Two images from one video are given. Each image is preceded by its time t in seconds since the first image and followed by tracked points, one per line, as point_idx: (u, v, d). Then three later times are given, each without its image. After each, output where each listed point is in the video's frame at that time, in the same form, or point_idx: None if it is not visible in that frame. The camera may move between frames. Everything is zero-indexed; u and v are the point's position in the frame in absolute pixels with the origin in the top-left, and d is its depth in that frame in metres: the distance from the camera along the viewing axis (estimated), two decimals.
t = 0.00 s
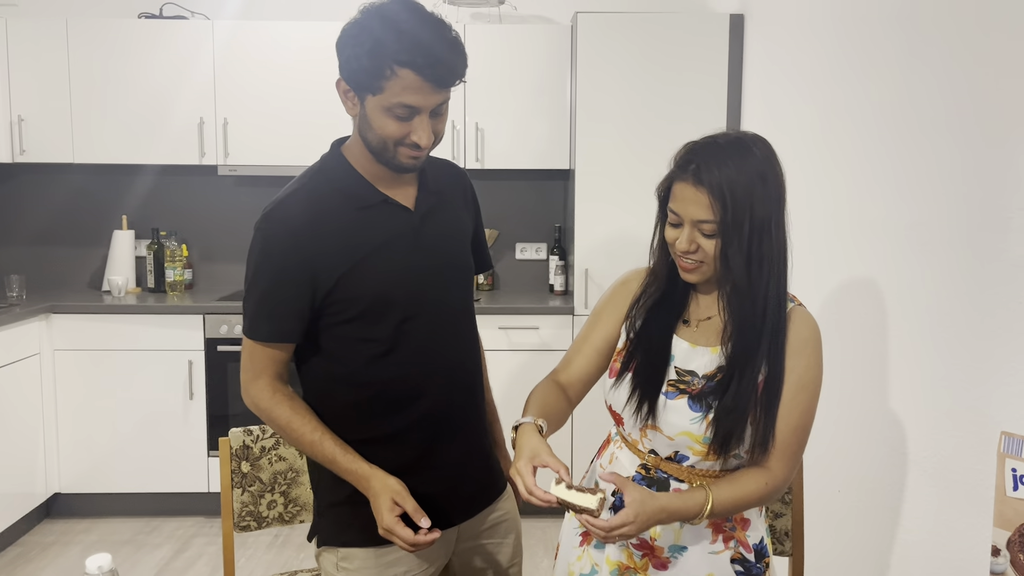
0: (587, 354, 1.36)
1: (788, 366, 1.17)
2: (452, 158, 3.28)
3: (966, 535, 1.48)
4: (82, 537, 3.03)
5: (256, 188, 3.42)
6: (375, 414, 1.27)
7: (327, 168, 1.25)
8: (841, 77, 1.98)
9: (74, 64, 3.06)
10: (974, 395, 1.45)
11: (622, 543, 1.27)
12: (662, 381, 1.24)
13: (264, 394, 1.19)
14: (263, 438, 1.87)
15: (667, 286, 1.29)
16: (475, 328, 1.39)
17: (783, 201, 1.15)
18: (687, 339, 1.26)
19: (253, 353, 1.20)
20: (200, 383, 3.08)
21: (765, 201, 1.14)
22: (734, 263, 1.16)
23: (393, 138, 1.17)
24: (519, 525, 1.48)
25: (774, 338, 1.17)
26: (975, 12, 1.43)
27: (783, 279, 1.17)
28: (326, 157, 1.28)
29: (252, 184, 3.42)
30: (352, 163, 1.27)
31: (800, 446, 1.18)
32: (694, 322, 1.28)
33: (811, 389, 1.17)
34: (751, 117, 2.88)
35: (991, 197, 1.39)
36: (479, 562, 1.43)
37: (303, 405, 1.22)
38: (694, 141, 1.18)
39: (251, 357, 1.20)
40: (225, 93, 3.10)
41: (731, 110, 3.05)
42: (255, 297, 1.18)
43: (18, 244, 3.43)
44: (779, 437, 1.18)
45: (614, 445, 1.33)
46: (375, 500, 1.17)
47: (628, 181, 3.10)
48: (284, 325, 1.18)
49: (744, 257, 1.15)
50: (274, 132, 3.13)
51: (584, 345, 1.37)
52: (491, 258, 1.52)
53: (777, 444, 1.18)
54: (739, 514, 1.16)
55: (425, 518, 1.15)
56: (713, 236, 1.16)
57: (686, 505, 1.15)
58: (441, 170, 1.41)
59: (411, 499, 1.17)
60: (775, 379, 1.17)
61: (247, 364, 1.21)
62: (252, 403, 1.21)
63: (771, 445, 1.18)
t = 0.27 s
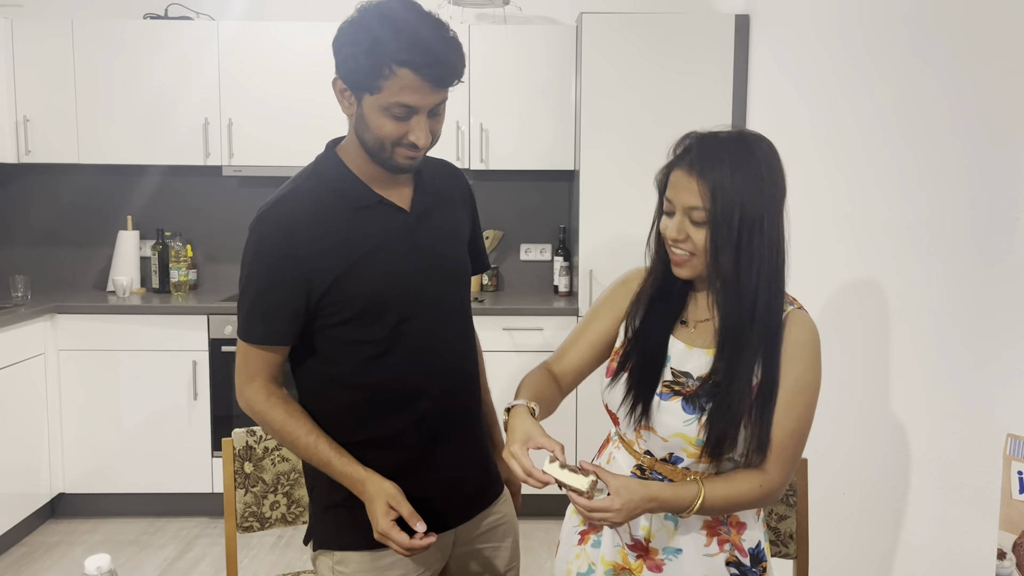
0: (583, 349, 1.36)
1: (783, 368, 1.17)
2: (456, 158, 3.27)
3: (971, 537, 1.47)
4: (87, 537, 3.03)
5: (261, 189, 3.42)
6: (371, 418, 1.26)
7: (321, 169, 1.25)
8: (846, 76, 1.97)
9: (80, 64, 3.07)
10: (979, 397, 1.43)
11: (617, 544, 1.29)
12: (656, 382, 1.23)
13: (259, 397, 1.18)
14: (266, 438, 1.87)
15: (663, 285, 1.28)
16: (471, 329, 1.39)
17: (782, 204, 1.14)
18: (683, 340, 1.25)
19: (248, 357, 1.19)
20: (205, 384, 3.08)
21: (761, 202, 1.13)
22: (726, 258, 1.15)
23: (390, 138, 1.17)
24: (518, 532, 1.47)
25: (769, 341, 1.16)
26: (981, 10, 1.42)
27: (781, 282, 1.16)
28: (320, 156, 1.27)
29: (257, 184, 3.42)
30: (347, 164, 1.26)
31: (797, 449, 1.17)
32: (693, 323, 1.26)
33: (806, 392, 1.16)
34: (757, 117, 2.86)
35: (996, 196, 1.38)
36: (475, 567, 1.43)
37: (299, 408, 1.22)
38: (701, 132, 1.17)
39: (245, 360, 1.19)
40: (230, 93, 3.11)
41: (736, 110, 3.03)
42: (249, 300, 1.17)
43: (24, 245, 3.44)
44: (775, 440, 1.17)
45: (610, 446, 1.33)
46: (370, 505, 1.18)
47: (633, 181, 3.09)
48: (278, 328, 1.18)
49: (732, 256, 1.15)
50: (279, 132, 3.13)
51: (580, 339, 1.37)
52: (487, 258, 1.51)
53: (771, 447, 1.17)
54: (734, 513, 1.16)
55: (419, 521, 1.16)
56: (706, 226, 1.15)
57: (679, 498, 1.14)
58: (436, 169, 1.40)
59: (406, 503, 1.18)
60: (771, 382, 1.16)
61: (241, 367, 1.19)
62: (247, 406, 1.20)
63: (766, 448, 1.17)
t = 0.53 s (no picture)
0: (576, 348, 1.36)
1: (777, 366, 1.17)
2: (458, 158, 3.27)
3: (973, 538, 1.46)
4: (90, 536, 3.04)
5: (264, 188, 3.42)
6: (365, 420, 1.26)
7: (311, 171, 1.25)
8: (848, 77, 1.96)
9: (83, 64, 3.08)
10: (981, 397, 1.42)
11: (615, 545, 1.29)
12: (648, 383, 1.22)
13: (252, 402, 1.19)
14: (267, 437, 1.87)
15: (660, 281, 1.28)
16: (465, 329, 1.38)
17: (787, 205, 1.18)
18: (675, 337, 1.24)
19: (240, 362, 1.19)
20: (207, 383, 3.09)
21: (769, 201, 1.17)
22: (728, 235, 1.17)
23: (388, 136, 1.16)
24: (517, 532, 1.47)
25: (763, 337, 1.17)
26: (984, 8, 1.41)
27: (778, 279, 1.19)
28: (311, 158, 1.27)
29: (260, 183, 3.42)
30: (336, 165, 1.26)
31: (795, 445, 1.18)
32: (684, 318, 1.26)
33: (803, 389, 1.16)
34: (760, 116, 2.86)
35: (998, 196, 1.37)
36: (473, 570, 1.43)
37: (292, 412, 1.22)
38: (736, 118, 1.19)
39: (237, 365, 1.20)
40: (233, 93, 3.11)
41: (739, 110, 3.03)
42: (240, 304, 1.17)
43: (28, 244, 3.45)
44: (774, 437, 1.17)
45: (606, 446, 1.32)
46: (367, 509, 1.17)
47: (636, 180, 3.08)
48: (270, 332, 1.18)
49: (732, 242, 1.18)
50: (281, 131, 3.13)
51: (573, 336, 1.36)
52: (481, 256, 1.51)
53: (769, 443, 1.17)
54: (738, 511, 1.17)
55: (418, 526, 1.16)
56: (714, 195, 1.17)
57: (684, 502, 1.14)
58: (428, 168, 1.40)
59: (402, 508, 1.17)
60: (766, 380, 1.16)
61: (234, 373, 1.20)
62: (241, 411, 1.21)
63: (764, 444, 1.18)
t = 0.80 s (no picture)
0: (574, 352, 1.34)
1: (781, 362, 1.18)
2: (460, 156, 3.26)
3: (973, 538, 1.46)
4: (91, 534, 3.04)
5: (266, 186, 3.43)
6: (357, 423, 1.27)
7: (298, 173, 1.24)
8: (848, 80, 1.98)
9: (85, 62, 3.08)
10: (981, 398, 1.43)
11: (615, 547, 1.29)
12: (652, 384, 1.22)
13: (242, 407, 1.19)
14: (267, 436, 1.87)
15: (655, 281, 1.28)
16: (457, 329, 1.39)
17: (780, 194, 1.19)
18: (677, 337, 1.24)
19: (231, 365, 1.19)
20: (208, 382, 3.09)
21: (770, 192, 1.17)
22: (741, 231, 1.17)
23: (377, 134, 1.16)
24: (513, 531, 1.47)
25: (767, 333, 1.19)
26: (986, 6, 1.41)
27: (773, 271, 1.20)
28: (299, 159, 1.27)
29: (260, 182, 3.42)
30: (325, 167, 1.26)
31: (800, 439, 1.20)
32: (682, 318, 1.26)
33: (806, 384, 1.18)
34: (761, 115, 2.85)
35: (999, 196, 1.37)
36: (467, 571, 1.43)
37: (284, 415, 1.22)
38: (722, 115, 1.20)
39: (229, 369, 1.20)
40: (234, 91, 3.11)
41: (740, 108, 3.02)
42: (230, 310, 1.17)
43: (30, 242, 3.45)
44: (779, 432, 1.18)
45: (604, 448, 1.32)
46: (361, 515, 1.18)
47: (636, 179, 3.08)
48: (261, 337, 1.18)
49: (743, 236, 1.18)
50: (282, 129, 3.13)
51: (569, 342, 1.34)
52: (474, 255, 1.51)
53: (776, 440, 1.19)
54: (751, 510, 1.17)
55: (412, 530, 1.17)
56: (712, 196, 1.16)
57: (703, 508, 1.14)
58: (418, 167, 1.40)
59: (396, 511, 1.18)
60: (771, 376, 1.18)
61: (225, 377, 1.20)
62: (232, 416, 1.21)
63: (771, 440, 1.19)
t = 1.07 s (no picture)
0: (568, 355, 1.33)
1: (777, 359, 1.19)
2: (459, 153, 3.26)
3: (971, 537, 1.46)
4: (90, 531, 3.04)
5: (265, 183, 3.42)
6: (350, 422, 1.26)
7: (289, 170, 1.24)
8: (847, 78, 1.97)
9: (84, 59, 3.07)
10: (979, 398, 1.42)
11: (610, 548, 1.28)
12: (649, 383, 1.21)
13: (233, 406, 1.19)
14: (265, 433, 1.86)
15: (648, 280, 1.27)
16: (450, 328, 1.38)
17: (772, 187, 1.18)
18: (673, 336, 1.24)
19: (221, 365, 1.19)
20: (207, 379, 3.09)
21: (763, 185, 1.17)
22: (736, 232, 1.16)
23: (368, 131, 1.15)
24: (508, 530, 1.48)
25: (762, 330, 1.18)
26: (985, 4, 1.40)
27: (767, 266, 1.19)
28: (290, 157, 1.26)
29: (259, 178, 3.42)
30: (317, 165, 1.25)
31: (796, 435, 1.20)
32: (677, 317, 1.26)
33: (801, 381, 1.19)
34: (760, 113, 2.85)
35: (996, 195, 1.37)
36: (461, 570, 1.43)
37: (275, 414, 1.22)
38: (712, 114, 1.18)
39: (219, 368, 1.19)
40: (233, 87, 3.10)
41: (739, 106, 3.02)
42: (220, 308, 1.16)
43: (28, 238, 3.45)
44: (776, 429, 1.19)
45: (599, 450, 1.31)
46: (353, 512, 1.17)
47: (635, 176, 3.08)
48: (252, 335, 1.17)
49: (737, 232, 1.16)
50: (281, 126, 3.12)
51: (563, 344, 1.33)
52: (468, 254, 1.50)
53: (773, 437, 1.19)
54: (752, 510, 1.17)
55: (405, 527, 1.16)
56: (704, 199, 1.16)
57: (708, 511, 1.14)
58: (410, 165, 1.40)
59: (389, 509, 1.17)
60: (767, 373, 1.18)
61: (216, 376, 1.20)
62: (223, 415, 1.21)
63: (768, 438, 1.19)
